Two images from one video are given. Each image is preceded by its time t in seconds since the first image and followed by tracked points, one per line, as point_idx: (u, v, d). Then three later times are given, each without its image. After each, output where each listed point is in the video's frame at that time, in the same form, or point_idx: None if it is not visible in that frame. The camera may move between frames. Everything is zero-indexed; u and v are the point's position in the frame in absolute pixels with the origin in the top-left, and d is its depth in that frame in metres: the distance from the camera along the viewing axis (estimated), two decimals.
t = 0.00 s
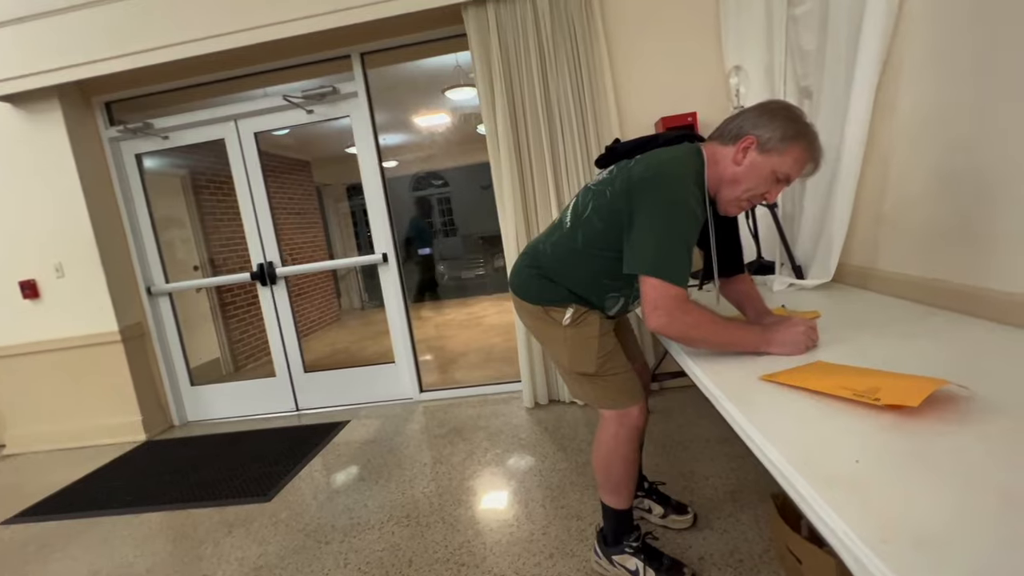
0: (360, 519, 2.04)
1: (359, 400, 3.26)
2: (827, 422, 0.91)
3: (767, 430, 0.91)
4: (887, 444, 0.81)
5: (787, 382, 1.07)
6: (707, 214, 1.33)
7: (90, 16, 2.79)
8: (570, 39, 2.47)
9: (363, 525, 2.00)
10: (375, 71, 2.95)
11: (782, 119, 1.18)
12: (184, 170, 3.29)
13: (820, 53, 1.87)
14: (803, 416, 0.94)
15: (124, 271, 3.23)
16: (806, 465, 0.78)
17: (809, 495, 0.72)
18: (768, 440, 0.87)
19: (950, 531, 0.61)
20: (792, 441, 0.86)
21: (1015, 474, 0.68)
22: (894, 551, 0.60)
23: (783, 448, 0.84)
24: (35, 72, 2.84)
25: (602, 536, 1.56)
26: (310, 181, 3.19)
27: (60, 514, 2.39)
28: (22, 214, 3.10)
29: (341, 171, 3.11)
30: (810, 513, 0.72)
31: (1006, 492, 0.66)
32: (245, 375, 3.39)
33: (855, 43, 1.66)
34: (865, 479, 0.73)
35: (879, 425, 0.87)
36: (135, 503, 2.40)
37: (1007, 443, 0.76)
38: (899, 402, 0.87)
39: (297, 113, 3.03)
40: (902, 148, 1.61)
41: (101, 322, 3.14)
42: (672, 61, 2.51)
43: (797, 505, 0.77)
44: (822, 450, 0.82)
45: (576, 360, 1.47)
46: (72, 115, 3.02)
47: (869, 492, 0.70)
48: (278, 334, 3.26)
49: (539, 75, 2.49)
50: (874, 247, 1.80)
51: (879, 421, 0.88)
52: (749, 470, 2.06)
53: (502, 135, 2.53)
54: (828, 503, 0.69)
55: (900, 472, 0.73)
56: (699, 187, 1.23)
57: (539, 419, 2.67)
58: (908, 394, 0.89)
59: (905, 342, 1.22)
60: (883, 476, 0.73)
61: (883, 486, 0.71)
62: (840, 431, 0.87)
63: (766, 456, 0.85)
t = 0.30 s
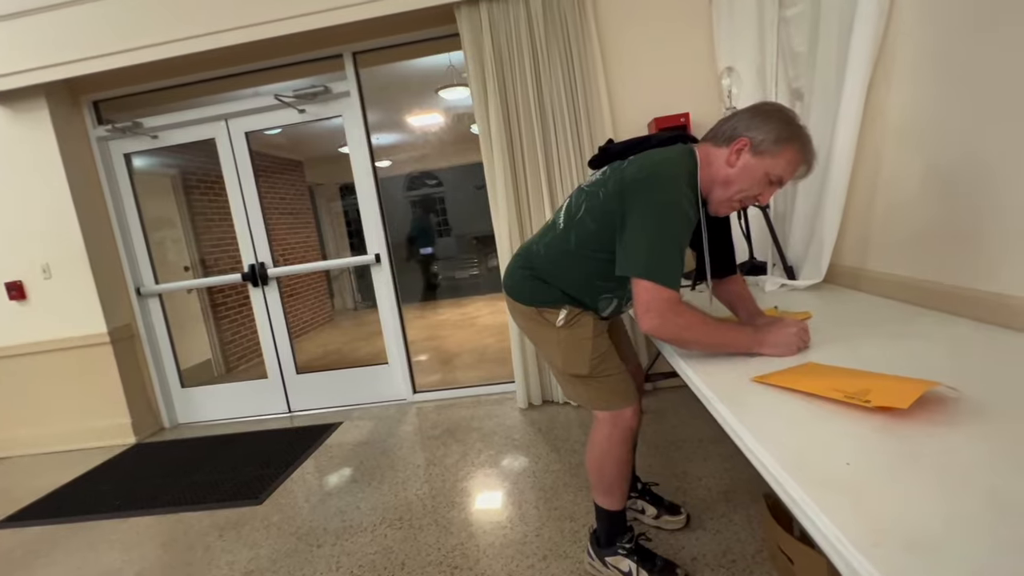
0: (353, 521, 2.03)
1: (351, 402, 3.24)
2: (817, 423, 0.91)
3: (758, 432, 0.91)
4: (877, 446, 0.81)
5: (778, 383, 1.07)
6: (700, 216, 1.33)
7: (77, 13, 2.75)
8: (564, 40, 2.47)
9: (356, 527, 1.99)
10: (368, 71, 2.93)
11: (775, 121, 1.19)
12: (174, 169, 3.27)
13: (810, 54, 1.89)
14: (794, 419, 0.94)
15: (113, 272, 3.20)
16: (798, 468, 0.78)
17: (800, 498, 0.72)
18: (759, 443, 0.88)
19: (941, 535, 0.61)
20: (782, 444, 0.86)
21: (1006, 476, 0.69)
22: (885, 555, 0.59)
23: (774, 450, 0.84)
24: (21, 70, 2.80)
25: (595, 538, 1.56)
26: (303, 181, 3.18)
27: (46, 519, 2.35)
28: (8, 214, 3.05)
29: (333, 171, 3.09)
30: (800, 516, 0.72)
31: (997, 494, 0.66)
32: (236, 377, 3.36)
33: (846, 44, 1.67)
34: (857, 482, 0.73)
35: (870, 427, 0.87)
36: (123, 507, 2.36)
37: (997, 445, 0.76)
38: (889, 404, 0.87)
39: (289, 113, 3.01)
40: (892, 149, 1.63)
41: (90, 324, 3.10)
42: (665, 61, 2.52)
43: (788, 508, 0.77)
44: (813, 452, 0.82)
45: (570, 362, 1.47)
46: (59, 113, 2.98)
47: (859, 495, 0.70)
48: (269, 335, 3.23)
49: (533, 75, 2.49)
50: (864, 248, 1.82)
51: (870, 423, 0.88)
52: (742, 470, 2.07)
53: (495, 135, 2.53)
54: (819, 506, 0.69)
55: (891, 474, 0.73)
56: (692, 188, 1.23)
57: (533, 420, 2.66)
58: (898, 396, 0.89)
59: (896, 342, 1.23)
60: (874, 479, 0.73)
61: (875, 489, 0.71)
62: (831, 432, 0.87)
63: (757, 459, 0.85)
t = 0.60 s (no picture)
0: (346, 520, 2.02)
1: (343, 400, 3.23)
2: (808, 418, 0.92)
3: (750, 427, 0.92)
4: (866, 440, 0.82)
5: (769, 379, 1.08)
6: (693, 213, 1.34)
7: (65, 8, 2.71)
8: (557, 37, 2.47)
9: (349, 526, 1.98)
10: (360, 68, 2.90)
11: (768, 119, 1.19)
12: (165, 167, 3.24)
13: (801, 54, 1.90)
14: (784, 414, 0.95)
15: (102, 271, 3.16)
16: (789, 463, 0.79)
17: (791, 492, 0.73)
18: (751, 438, 0.88)
19: (929, 527, 0.62)
20: (773, 439, 0.87)
21: (993, 470, 0.70)
22: (873, 548, 0.60)
23: (765, 445, 0.85)
24: (7, 65, 2.76)
25: (588, 535, 1.57)
26: (296, 179, 3.17)
27: (35, 520, 2.33)
28: None
29: (326, 169, 3.07)
30: (790, 509, 0.73)
31: (985, 487, 0.67)
32: (228, 376, 3.34)
33: (836, 44, 1.69)
34: (847, 476, 0.73)
35: (859, 422, 0.88)
36: (113, 508, 2.34)
37: (985, 439, 0.77)
38: (878, 399, 0.88)
39: (280, 110, 2.98)
40: (882, 147, 1.64)
41: (79, 323, 3.06)
42: (657, 59, 2.52)
43: (778, 502, 0.78)
44: (802, 446, 0.83)
45: (563, 359, 1.47)
46: (47, 110, 2.94)
47: (849, 488, 0.71)
48: (262, 333, 3.22)
49: (526, 73, 2.49)
50: (854, 245, 1.84)
51: (860, 418, 0.89)
52: (734, 466, 2.08)
53: (488, 133, 2.52)
54: (809, 500, 0.70)
55: (879, 468, 0.74)
56: (685, 186, 1.24)
57: (527, 418, 2.67)
58: (887, 391, 0.90)
59: (886, 339, 1.25)
60: (863, 472, 0.74)
61: (865, 483, 0.71)
62: (821, 427, 0.88)
63: (748, 454, 0.86)
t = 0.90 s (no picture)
0: (339, 520, 2.01)
1: (336, 400, 3.22)
2: (800, 417, 0.92)
3: (742, 425, 0.92)
4: (856, 437, 0.83)
5: (762, 377, 1.08)
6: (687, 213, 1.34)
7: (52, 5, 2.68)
8: (550, 37, 2.47)
9: (342, 527, 1.97)
10: (352, 67, 2.89)
11: (761, 118, 1.20)
12: (155, 166, 3.22)
13: (792, 55, 1.91)
14: (776, 412, 0.95)
15: (91, 271, 3.13)
16: (780, 461, 0.79)
17: (782, 490, 0.73)
18: (742, 436, 0.89)
19: (919, 524, 0.62)
20: (765, 437, 0.87)
21: (983, 467, 0.71)
22: (864, 546, 0.60)
23: (756, 444, 0.85)
24: None
25: (582, 533, 1.57)
26: (288, 178, 3.16)
27: (23, 524, 2.30)
28: None
29: (319, 168, 3.06)
30: (781, 507, 0.73)
31: (974, 484, 0.68)
32: (220, 377, 3.32)
33: (827, 44, 1.70)
34: (838, 474, 0.74)
35: (850, 419, 0.89)
36: (102, 510, 2.32)
37: (975, 436, 0.78)
38: (869, 396, 0.88)
39: (272, 109, 2.96)
40: (873, 148, 1.66)
41: (67, 324, 3.03)
42: (649, 60, 2.53)
43: (769, 499, 0.78)
44: (795, 445, 0.83)
45: (558, 359, 1.47)
46: (34, 108, 2.90)
47: (840, 486, 0.71)
48: (254, 333, 3.20)
49: (519, 73, 2.49)
50: (845, 244, 1.85)
51: (851, 416, 0.90)
52: (727, 464, 2.09)
53: (482, 131, 2.52)
54: (800, 497, 0.71)
55: (870, 465, 0.75)
56: (678, 185, 1.24)
57: (521, 417, 2.67)
58: (877, 389, 0.91)
59: (878, 337, 1.25)
60: (854, 470, 0.74)
61: (856, 481, 0.72)
62: (812, 425, 0.89)
63: (741, 452, 0.86)
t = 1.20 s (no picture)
0: (331, 522, 2.00)
1: (327, 401, 3.20)
2: (786, 414, 0.93)
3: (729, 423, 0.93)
4: (841, 434, 0.84)
5: (749, 375, 1.10)
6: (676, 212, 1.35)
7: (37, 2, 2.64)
8: (541, 36, 2.47)
9: (333, 528, 1.96)
10: (342, 66, 2.87)
11: (749, 117, 1.21)
12: (143, 166, 3.18)
13: (781, 57, 1.93)
14: (763, 409, 0.96)
15: (78, 272, 3.08)
16: (767, 459, 0.80)
17: (768, 487, 0.74)
18: (729, 434, 0.89)
19: (901, 520, 0.63)
20: (752, 435, 0.88)
21: (965, 462, 0.72)
22: (847, 542, 0.61)
23: (743, 441, 0.86)
24: None
25: (573, 532, 1.57)
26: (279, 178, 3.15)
27: (7, 528, 2.26)
28: None
29: (309, 168, 3.04)
30: (767, 503, 0.74)
31: (955, 479, 0.69)
32: (209, 378, 3.30)
33: (815, 47, 1.72)
34: (822, 471, 0.75)
35: (836, 416, 0.90)
36: (88, 514, 2.29)
37: (958, 432, 0.79)
38: (854, 394, 0.90)
39: (262, 108, 2.94)
40: (860, 148, 1.68)
41: (53, 325, 2.98)
42: (640, 60, 2.54)
43: (756, 496, 0.79)
44: (781, 442, 0.84)
45: (548, 359, 1.48)
46: (19, 106, 2.85)
47: (824, 483, 0.72)
48: (244, 334, 3.17)
49: (510, 72, 2.49)
50: (833, 244, 1.88)
51: (837, 413, 0.91)
52: (717, 462, 2.11)
53: (473, 131, 2.52)
54: (785, 493, 0.72)
55: (855, 462, 0.76)
56: (668, 185, 1.25)
57: (513, 417, 2.67)
58: (863, 386, 0.92)
59: (865, 335, 1.27)
60: (838, 467, 0.75)
61: (840, 477, 0.73)
62: (798, 423, 0.90)
63: (728, 449, 0.87)
